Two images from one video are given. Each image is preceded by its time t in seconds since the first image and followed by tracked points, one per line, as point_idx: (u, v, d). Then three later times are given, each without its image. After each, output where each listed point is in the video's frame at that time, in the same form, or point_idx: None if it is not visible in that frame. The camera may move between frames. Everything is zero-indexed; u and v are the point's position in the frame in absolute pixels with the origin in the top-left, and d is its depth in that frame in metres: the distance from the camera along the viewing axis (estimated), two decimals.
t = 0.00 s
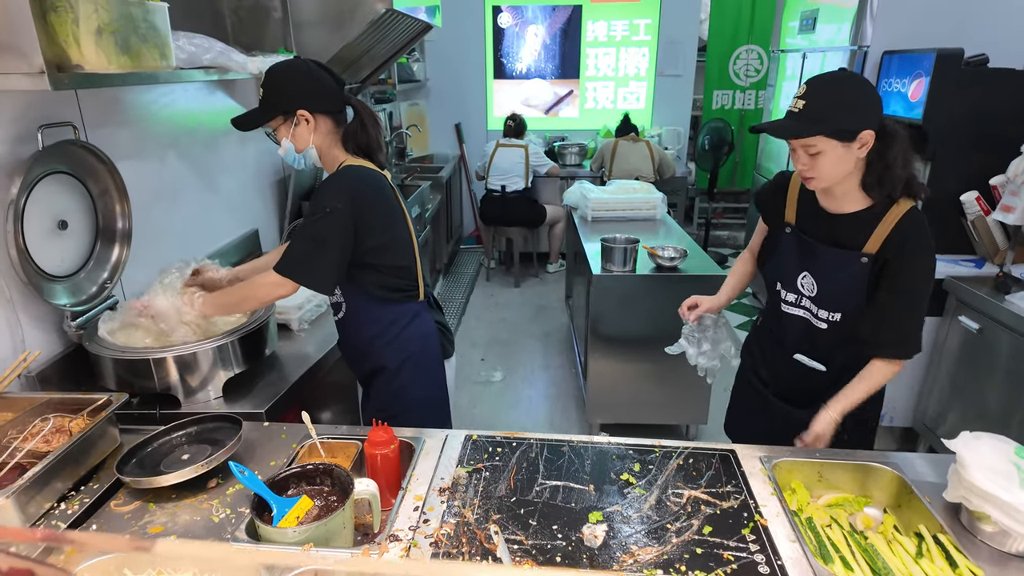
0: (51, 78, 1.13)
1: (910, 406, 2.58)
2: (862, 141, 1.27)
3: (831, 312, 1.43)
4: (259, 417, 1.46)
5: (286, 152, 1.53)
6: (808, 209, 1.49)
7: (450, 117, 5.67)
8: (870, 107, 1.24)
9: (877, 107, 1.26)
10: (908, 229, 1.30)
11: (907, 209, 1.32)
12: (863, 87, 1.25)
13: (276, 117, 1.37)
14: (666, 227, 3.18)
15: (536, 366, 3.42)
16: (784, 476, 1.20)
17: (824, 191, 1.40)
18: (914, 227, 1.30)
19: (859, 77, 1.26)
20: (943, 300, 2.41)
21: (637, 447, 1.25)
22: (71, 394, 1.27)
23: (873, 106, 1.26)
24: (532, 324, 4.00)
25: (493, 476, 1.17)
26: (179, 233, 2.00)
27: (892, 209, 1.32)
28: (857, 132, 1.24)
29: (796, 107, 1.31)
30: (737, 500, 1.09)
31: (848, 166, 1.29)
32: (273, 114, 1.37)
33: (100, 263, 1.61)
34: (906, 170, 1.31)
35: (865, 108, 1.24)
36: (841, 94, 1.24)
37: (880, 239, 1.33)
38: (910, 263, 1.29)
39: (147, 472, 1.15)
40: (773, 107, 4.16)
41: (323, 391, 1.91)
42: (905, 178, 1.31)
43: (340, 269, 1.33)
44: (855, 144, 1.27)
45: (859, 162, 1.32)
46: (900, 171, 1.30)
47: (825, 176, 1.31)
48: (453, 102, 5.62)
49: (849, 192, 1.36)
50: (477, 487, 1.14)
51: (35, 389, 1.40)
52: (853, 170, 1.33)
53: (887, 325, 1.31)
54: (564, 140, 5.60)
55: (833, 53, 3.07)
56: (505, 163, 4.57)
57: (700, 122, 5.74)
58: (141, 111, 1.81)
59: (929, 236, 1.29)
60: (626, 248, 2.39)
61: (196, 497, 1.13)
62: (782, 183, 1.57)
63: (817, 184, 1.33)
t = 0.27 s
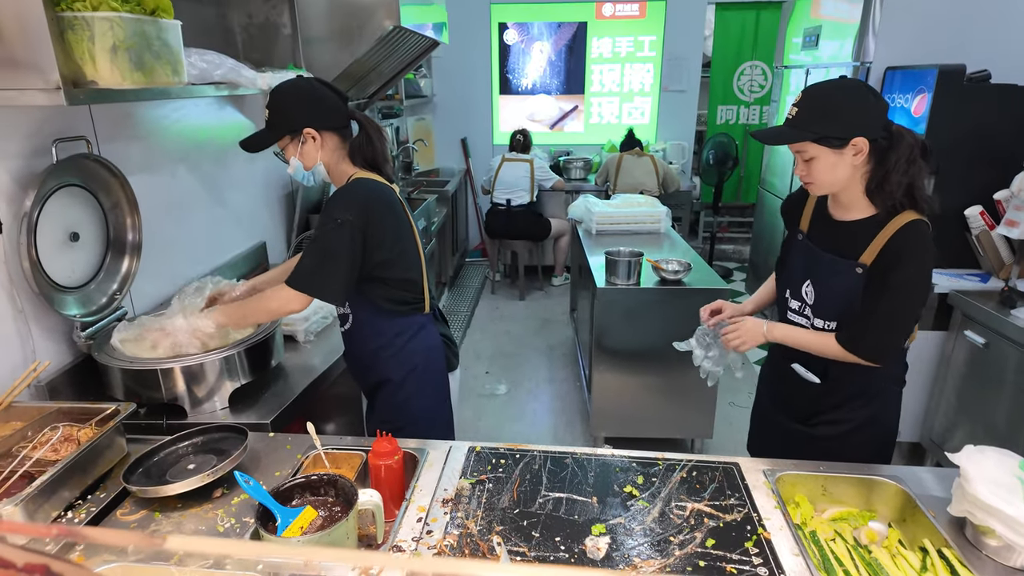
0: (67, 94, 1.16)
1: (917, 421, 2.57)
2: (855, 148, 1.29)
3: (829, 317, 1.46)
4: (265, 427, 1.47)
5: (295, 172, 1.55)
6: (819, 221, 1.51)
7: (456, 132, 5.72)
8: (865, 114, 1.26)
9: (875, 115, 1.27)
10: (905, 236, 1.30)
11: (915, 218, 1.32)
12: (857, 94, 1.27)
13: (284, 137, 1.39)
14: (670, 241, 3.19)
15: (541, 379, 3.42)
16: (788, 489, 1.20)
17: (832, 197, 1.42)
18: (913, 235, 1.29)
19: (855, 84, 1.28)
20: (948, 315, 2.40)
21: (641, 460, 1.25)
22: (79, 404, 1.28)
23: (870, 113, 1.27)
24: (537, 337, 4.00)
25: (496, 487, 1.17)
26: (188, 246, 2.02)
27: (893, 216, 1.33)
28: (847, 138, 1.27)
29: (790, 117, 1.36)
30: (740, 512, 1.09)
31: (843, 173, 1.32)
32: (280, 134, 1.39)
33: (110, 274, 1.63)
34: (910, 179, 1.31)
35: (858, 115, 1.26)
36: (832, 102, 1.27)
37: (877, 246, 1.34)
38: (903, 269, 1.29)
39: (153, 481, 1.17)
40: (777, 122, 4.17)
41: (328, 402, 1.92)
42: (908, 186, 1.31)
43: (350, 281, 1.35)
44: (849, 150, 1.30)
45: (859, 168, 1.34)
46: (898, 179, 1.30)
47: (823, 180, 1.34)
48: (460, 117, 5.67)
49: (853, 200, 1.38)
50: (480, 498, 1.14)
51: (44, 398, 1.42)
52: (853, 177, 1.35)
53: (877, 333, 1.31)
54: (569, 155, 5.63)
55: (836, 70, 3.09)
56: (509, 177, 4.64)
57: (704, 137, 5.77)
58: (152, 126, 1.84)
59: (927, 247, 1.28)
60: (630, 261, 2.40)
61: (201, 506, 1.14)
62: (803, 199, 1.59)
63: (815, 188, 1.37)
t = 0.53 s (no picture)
0: (80, 108, 1.19)
1: (926, 435, 2.54)
2: (841, 158, 1.31)
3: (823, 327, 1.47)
4: (269, 438, 1.48)
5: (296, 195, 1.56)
6: (821, 232, 1.51)
7: (463, 145, 5.76)
8: (850, 124, 1.28)
9: (863, 124, 1.28)
10: (892, 245, 1.30)
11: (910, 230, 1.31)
12: (842, 104, 1.29)
13: (284, 159, 1.40)
14: (675, 253, 3.20)
15: (546, 392, 3.42)
16: (792, 502, 1.20)
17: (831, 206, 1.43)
18: (901, 245, 1.29)
19: (842, 95, 1.30)
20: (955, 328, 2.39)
21: (644, 472, 1.25)
22: (87, 413, 1.30)
23: (857, 123, 1.29)
24: (542, 349, 4.00)
25: (499, 498, 1.17)
26: (197, 258, 2.05)
27: (882, 225, 1.33)
28: (831, 147, 1.29)
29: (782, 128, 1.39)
30: (743, 525, 1.09)
31: (832, 182, 1.34)
32: (280, 157, 1.40)
33: (119, 285, 1.65)
34: (901, 188, 1.31)
35: (841, 124, 1.28)
36: (816, 113, 1.30)
37: (866, 256, 1.35)
38: (889, 278, 1.29)
39: (158, 490, 1.17)
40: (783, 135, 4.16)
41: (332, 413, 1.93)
42: (898, 196, 1.31)
43: (357, 293, 1.36)
44: (836, 159, 1.31)
45: (850, 177, 1.34)
46: (887, 189, 1.30)
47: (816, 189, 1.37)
48: (466, 131, 5.72)
49: (846, 209, 1.39)
50: (483, 509, 1.14)
51: (51, 407, 1.43)
52: (847, 186, 1.36)
53: (872, 344, 1.31)
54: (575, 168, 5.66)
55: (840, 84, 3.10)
56: (516, 191, 4.65)
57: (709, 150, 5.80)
58: (163, 139, 1.87)
59: (911, 258, 1.28)
60: (634, 274, 2.40)
61: (205, 515, 1.15)
62: (816, 211, 1.60)
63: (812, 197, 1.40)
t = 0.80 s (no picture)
0: (89, 120, 1.21)
1: (936, 452, 2.51)
2: (809, 167, 1.40)
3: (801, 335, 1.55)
4: (271, 448, 1.48)
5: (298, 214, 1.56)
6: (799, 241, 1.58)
7: (470, 159, 5.80)
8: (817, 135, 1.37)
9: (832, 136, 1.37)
10: (854, 254, 1.37)
11: (875, 238, 1.38)
12: (812, 115, 1.38)
13: (284, 178, 1.41)
14: (681, 267, 3.19)
15: (551, 405, 3.40)
16: (797, 518, 1.18)
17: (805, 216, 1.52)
18: (861, 253, 1.36)
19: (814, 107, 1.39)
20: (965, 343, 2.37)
21: (647, 486, 1.23)
22: (91, 422, 1.31)
23: (826, 134, 1.38)
24: (548, 363, 3.99)
25: (499, 511, 1.16)
26: (203, 269, 2.07)
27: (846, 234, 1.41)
28: (800, 156, 1.39)
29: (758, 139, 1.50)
30: (746, 540, 1.07)
31: (802, 189, 1.43)
32: (280, 175, 1.40)
33: (125, 295, 1.67)
34: (866, 198, 1.38)
35: (810, 135, 1.38)
36: (787, 124, 1.40)
37: (833, 263, 1.43)
38: (853, 286, 1.36)
39: (159, 499, 1.18)
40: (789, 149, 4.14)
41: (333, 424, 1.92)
42: (862, 205, 1.38)
43: (362, 304, 1.35)
44: (805, 168, 1.41)
45: (820, 186, 1.43)
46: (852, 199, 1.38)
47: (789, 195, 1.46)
48: (473, 145, 5.76)
49: (818, 218, 1.47)
50: (483, 522, 1.14)
51: (56, 416, 1.44)
52: (818, 195, 1.44)
53: (837, 349, 1.38)
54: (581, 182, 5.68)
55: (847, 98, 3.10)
56: (521, 205, 4.67)
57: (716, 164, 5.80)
58: (172, 152, 1.90)
59: (873, 266, 1.35)
60: (639, 286, 2.40)
61: (205, 525, 1.15)
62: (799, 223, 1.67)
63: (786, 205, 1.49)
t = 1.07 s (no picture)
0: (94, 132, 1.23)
1: (943, 466, 2.48)
2: (765, 168, 1.53)
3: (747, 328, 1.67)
4: (270, 459, 1.48)
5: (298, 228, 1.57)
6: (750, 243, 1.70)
7: (475, 171, 5.84)
8: (775, 140, 1.50)
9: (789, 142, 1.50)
10: (787, 251, 1.49)
11: (809, 238, 1.49)
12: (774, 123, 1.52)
13: (284, 193, 1.42)
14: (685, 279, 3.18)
15: (555, 417, 3.39)
16: (798, 532, 1.17)
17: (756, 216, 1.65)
18: (793, 250, 1.48)
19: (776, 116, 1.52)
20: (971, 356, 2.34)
21: (646, 499, 1.22)
22: (91, 432, 1.31)
23: (783, 141, 1.51)
24: (551, 374, 3.98)
25: (497, 523, 1.16)
26: (207, 279, 2.08)
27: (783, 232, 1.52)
28: (758, 157, 1.52)
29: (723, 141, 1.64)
30: (746, 554, 1.06)
31: (755, 188, 1.56)
32: (280, 190, 1.41)
33: (128, 305, 1.68)
34: (813, 203, 1.50)
35: (771, 138, 1.50)
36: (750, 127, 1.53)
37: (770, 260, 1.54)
38: (787, 281, 1.48)
39: (157, 509, 1.18)
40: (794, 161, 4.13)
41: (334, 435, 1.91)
42: (808, 209, 1.50)
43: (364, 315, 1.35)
44: (761, 169, 1.54)
45: (772, 189, 1.56)
46: (800, 202, 1.50)
47: (742, 193, 1.60)
48: (478, 157, 5.80)
49: (767, 219, 1.60)
50: (480, 534, 1.13)
51: (57, 425, 1.45)
52: (770, 196, 1.57)
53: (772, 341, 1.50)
54: (586, 194, 5.69)
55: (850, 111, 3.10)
56: (526, 216, 4.69)
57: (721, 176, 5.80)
58: (177, 163, 1.92)
59: (806, 263, 1.47)
60: (641, 298, 2.40)
61: (202, 535, 1.14)
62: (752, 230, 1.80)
63: (741, 202, 1.62)
